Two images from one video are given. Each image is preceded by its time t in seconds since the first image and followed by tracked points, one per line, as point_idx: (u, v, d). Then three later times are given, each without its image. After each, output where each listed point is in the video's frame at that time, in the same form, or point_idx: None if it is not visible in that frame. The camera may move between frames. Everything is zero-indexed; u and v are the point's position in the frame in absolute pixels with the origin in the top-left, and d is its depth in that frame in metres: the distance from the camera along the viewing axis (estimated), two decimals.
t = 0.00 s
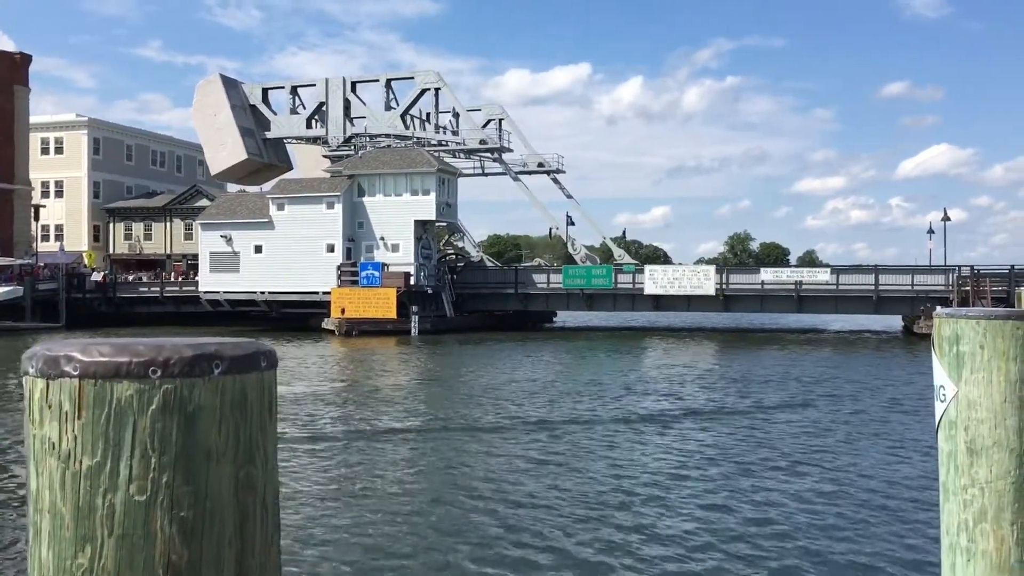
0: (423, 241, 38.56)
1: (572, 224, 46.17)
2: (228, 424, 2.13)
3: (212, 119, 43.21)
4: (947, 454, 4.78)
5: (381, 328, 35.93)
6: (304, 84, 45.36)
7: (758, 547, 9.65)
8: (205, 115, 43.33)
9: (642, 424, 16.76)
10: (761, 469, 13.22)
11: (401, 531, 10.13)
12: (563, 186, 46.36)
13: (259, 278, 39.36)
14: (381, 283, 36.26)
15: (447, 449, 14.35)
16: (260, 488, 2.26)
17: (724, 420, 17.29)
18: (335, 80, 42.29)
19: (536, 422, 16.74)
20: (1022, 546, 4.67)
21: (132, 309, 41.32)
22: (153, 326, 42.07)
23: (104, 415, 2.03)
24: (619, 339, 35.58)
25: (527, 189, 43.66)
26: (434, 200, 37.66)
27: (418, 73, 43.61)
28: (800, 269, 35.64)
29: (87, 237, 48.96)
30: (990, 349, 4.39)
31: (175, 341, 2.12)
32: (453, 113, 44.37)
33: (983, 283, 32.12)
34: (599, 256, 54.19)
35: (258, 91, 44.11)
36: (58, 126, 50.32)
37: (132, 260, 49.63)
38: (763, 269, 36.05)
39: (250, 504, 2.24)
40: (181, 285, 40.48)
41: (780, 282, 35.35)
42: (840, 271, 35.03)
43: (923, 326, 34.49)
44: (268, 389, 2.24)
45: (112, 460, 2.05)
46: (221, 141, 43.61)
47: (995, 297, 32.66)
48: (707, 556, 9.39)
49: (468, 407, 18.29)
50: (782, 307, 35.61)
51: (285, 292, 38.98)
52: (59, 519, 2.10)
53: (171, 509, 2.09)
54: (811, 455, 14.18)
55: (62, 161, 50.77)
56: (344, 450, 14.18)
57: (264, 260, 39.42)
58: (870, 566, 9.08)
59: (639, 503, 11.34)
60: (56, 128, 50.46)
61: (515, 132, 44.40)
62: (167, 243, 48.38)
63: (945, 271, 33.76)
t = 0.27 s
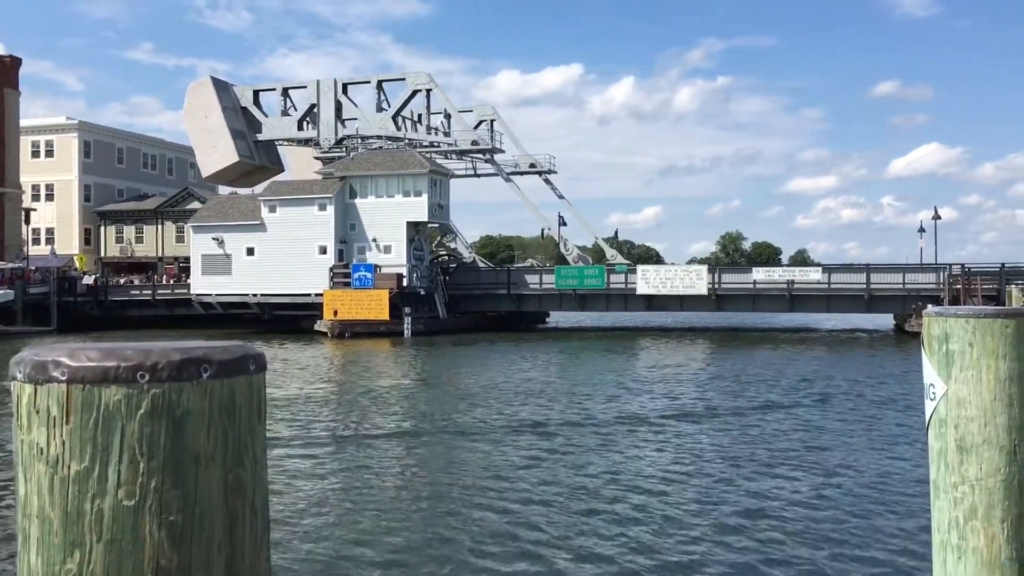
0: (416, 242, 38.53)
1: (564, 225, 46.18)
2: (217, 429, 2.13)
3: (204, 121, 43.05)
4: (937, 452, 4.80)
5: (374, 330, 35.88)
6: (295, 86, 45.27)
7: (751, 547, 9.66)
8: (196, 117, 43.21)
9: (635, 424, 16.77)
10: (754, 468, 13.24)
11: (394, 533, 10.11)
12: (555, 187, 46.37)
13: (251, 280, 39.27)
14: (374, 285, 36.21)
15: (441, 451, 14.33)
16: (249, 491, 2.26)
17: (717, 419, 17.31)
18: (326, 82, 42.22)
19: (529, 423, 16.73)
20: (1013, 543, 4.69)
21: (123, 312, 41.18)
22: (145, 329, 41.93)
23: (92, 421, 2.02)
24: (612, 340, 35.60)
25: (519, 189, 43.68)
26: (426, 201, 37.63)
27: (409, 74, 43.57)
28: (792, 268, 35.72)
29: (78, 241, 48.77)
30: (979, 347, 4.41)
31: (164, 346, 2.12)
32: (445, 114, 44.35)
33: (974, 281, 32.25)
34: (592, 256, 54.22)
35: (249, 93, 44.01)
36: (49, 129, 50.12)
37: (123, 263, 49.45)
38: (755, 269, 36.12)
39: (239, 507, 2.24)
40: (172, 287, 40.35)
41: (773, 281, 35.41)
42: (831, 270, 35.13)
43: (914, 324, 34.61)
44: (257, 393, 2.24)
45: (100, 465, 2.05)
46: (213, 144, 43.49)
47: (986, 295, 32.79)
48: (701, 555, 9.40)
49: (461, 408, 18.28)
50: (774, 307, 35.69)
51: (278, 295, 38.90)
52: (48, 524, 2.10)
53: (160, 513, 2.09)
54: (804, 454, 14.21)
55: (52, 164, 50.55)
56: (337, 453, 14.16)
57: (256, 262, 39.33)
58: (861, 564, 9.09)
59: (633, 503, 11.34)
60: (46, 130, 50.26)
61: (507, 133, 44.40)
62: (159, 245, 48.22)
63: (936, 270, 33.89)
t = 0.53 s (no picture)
0: (410, 243, 38.49)
1: (558, 224, 46.19)
2: (206, 431, 2.13)
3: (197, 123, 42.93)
4: (930, 451, 4.79)
5: (368, 331, 35.83)
6: (289, 87, 45.20)
7: (746, 546, 9.67)
8: (190, 118, 43.12)
9: (631, 424, 16.77)
10: (748, 467, 13.26)
11: (389, 534, 10.09)
12: (550, 187, 46.37)
13: (245, 282, 39.19)
14: (368, 286, 36.16)
15: (435, 451, 14.31)
16: (239, 493, 2.25)
17: (712, 418, 17.32)
18: (320, 83, 42.17)
19: (524, 423, 16.73)
20: (1004, 540, 4.73)
21: (117, 314, 41.06)
22: (139, 331, 41.82)
23: (81, 423, 2.01)
24: (607, 339, 35.61)
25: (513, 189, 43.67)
26: (420, 202, 37.60)
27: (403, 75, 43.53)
28: (786, 268, 35.76)
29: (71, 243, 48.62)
30: (971, 346, 4.42)
31: (153, 347, 2.11)
32: (438, 115, 44.31)
33: (967, 279, 32.34)
34: (586, 256, 54.30)
35: (242, 94, 43.93)
36: (41, 131, 49.96)
37: (116, 265, 49.33)
38: (749, 268, 36.16)
39: (229, 509, 2.23)
40: (166, 289, 40.25)
41: (767, 280, 35.47)
42: (825, 269, 35.19)
43: (908, 322, 34.69)
44: (247, 395, 2.24)
45: (89, 468, 2.04)
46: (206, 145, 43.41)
47: (979, 294, 32.87)
48: (695, 555, 9.40)
49: (456, 409, 18.26)
50: (768, 306, 35.74)
51: (272, 296, 38.83)
52: (37, 527, 2.08)
53: (150, 515, 2.08)
54: (798, 453, 14.23)
55: (44, 166, 50.39)
56: (333, 454, 14.13)
57: (250, 264, 39.26)
58: (857, 563, 9.09)
59: (627, 503, 11.34)
60: (39, 132, 50.11)
61: (501, 133, 44.39)
62: (152, 247, 48.10)
63: (930, 268, 33.96)
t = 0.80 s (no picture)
0: (407, 242, 38.48)
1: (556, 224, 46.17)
2: (202, 432, 2.13)
3: (194, 123, 42.90)
4: (927, 448, 4.79)
5: (366, 330, 35.82)
6: (285, 87, 45.14)
7: (743, 544, 9.68)
8: (186, 119, 43.09)
9: (629, 423, 16.77)
10: (746, 465, 13.27)
11: (387, 533, 10.10)
12: (547, 186, 46.36)
13: (242, 282, 39.16)
14: (365, 285, 36.14)
15: (433, 451, 14.31)
16: (236, 493, 2.26)
17: (709, 417, 17.34)
18: (317, 83, 42.13)
19: (522, 422, 16.74)
20: (1000, 538, 4.73)
21: (114, 314, 41.00)
22: (136, 331, 41.77)
23: (78, 423, 2.01)
24: (604, 338, 35.61)
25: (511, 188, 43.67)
26: (417, 201, 37.58)
27: (400, 74, 43.51)
28: (783, 266, 35.78)
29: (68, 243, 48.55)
30: (967, 343, 4.42)
31: (149, 347, 2.11)
32: (435, 114, 44.28)
33: (964, 277, 32.38)
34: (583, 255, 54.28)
35: (239, 93, 43.89)
36: (38, 131, 49.88)
37: (113, 265, 49.25)
38: (746, 267, 36.18)
39: (225, 508, 2.23)
40: (163, 289, 40.20)
41: (764, 279, 35.49)
42: (823, 267, 35.22)
43: (905, 320, 34.73)
44: (243, 395, 2.25)
45: (85, 468, 2.04)
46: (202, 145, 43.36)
47: (976, 292, 32.91)
48: (693, 553, 9.41)
49: (454, 408, 18.26)
50: (766, 304, 35.76)
51: (269, 296, 38.80)
52: (33, 528, 2.08)
53: (146, 515, 2.09)
54: (796, 451, 14.24)
55: (41, 166, 50.30)
56: (331, 454, 14.12)
57: (247, 264, 39.21)
58: (855, 562, 9.08)
59: (625, 501, 11.34)
60: (35, 133, 50.01)
61: (498, 132, 44.39)
62: (149, 247, 48.05)
63: (927, 266, 33.99)
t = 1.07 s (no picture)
0: (407, 242, 38.48)
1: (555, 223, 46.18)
2: (201, 433, 2.13)
3: (193, 123, 42.92)
4: (926, 447, 4.78)
5: (366, 330, 35.82)
6: (284, 87, 45.13)
7: (743, 543, 9.68)
8: (186, 119, 43.09)
9: (629, 422, 16.77)
10: (746, 464, 13.28)
11: (386, 533, 10.09)
12: (546, 186, 46.37)
13: (242, 282, 39.16)
14: (365, 285, 36.13)
15: (433, 450, 14.31)
16: (234, 494, 2.26)
17: (709, 416, 17.35)
18: (316, 83, 42.13)
19: (523, 422, 16.74)
20: (1000, 537, 4.74)
21: (114, 314, 41.00)
22: (135, 331, 41.76)
23: (76, 425, 2.01)
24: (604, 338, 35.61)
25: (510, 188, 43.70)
26: (417, 201, 37.59)
27: (399, 74, 43.52)
28: (783, 265, 35.79)
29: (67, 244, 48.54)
30: (966, 342, 4.43)
31: (147, 348, 2.12)
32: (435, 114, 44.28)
33: (964, 276, 32.40)
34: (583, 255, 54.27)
35: (238, 94, 43.88)
36: (37, 132, 49.85)
37: (113, 266, 49.23)
38: (746, 266, 36.19)
39: (224, 508, 2.24)
40: (163, 290, 40.20)
41: (763, 278, 35.49)
42: (822, 266, 35.22)
43: (905, 319, 34.74)
44: (242, 395, 2.25)
45: (84, 469, 2.04)
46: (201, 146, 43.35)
47: (975, 290, 32.93)
48: (694, 553, 9.40)
49: (453, 408, 18.27)
50: (765, 303, 35.77)
51: (269, 296, 38.81)
52: (32, 529, 2.08)
53: (144, 516, 2.09)
54: (796, 450, 14.25)
55: (40, 167, 50.27)
56: (331, 454, 14.11)
57: (247, 264, 39.18)
58: (856, 561, 9.06)
59: (626, 501, 11.35)
60: (34, 133, 49.99)
61: (498, 132, 44.40)
62: (149, 248, 48.04)
63: (926, 265, 34.01)
